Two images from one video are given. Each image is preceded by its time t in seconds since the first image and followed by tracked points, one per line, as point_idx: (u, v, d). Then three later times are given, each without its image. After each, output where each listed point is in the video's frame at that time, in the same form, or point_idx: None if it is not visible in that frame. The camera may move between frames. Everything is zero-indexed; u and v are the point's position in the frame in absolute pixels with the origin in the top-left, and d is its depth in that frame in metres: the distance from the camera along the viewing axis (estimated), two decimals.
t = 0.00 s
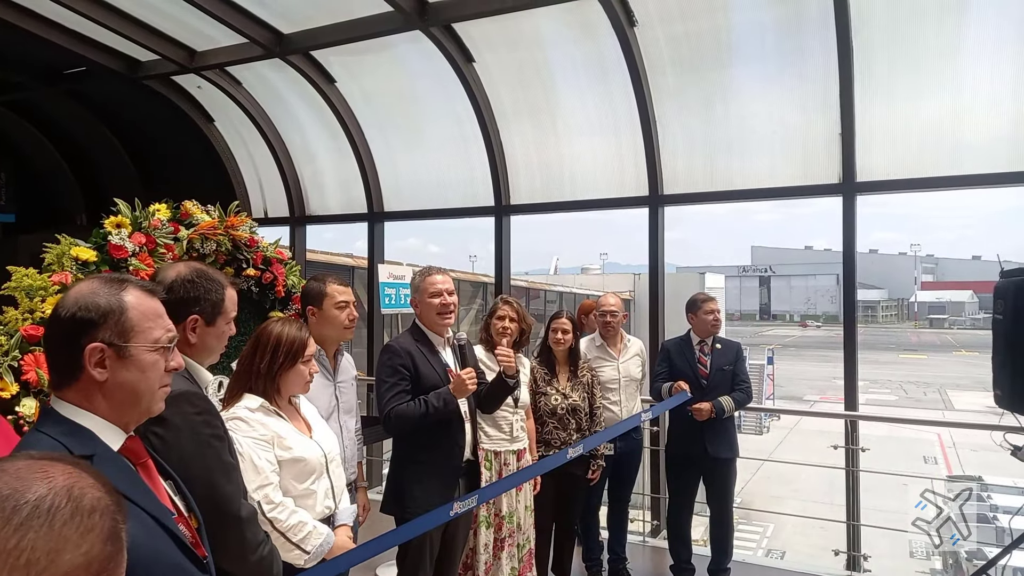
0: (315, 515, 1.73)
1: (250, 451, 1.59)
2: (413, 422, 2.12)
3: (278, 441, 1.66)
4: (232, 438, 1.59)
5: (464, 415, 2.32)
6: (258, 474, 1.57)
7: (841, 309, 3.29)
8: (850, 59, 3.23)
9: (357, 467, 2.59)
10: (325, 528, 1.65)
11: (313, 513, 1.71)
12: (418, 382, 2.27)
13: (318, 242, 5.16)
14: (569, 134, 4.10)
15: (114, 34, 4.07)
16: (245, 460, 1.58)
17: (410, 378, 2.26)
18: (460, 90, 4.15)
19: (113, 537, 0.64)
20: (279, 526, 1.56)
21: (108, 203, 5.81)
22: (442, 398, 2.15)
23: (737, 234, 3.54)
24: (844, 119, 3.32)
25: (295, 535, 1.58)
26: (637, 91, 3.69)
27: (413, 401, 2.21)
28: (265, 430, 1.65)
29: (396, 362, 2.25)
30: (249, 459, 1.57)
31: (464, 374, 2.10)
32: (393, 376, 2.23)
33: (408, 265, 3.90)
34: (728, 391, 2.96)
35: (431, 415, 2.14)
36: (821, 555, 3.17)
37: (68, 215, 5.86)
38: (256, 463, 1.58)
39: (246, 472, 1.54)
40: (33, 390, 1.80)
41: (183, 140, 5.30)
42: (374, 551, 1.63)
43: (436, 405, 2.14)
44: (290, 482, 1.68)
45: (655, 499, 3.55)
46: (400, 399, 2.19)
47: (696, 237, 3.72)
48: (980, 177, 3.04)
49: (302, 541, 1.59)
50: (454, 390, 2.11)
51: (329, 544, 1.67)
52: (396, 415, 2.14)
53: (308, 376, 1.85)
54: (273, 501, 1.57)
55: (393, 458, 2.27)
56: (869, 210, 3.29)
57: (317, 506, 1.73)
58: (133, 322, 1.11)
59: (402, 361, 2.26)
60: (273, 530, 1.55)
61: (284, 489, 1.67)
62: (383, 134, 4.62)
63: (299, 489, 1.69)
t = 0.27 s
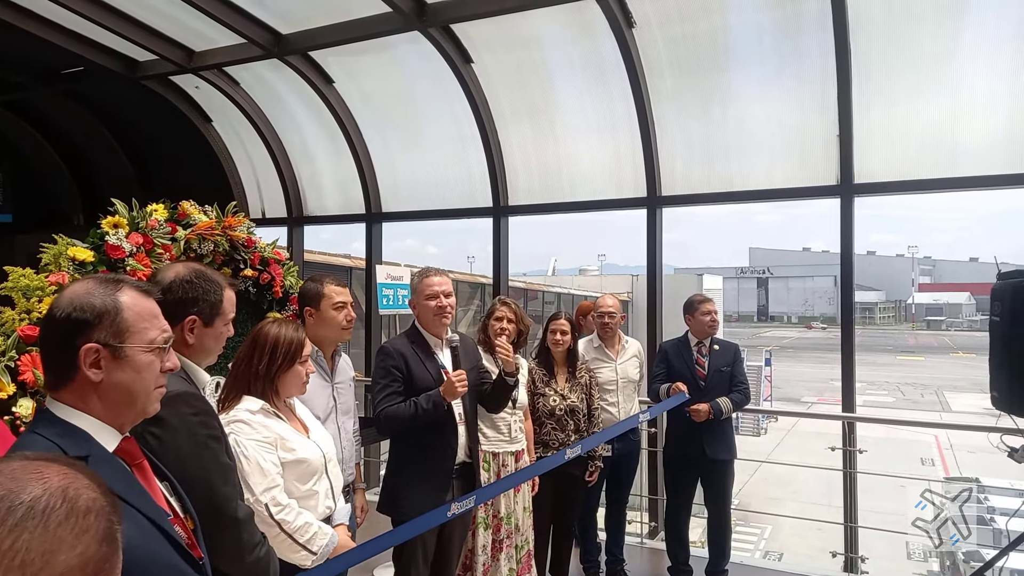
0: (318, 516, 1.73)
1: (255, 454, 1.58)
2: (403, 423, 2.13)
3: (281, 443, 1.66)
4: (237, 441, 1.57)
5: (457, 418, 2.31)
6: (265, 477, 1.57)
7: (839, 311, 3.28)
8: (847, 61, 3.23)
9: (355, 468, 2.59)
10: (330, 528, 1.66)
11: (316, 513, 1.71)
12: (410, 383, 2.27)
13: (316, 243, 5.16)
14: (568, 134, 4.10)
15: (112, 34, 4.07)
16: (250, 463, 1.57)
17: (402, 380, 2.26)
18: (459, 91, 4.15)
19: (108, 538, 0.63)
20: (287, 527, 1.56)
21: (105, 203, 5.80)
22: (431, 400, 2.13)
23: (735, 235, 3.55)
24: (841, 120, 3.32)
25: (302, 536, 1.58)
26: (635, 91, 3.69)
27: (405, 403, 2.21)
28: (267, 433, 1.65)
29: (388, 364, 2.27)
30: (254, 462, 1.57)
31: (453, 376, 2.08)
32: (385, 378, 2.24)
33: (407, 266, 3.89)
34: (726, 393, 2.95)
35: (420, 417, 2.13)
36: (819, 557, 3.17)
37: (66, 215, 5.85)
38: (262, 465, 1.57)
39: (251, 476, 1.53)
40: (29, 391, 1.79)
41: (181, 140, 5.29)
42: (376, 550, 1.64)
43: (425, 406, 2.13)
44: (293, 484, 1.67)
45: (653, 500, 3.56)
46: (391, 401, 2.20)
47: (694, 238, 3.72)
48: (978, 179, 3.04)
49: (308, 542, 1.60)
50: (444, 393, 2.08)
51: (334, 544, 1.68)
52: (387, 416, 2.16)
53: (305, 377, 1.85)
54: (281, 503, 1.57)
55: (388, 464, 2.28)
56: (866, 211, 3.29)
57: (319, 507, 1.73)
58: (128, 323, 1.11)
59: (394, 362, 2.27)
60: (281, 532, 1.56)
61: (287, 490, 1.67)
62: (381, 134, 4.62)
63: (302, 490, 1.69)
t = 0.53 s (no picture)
0: (318, 519, 1.74)
1: (255, 459, 1.57)
2: (395, 426, 2.13)
3: (281, 447, 1.66)
4: (237, 446, 1.56)
5: (450, 422, 2.30)
6: (266, 482, 1.56)
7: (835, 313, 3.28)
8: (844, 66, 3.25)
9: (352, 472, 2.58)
10: (331, 532, 1.67)
11: (316, 517, 1.72)
12: (404, 387, 2.27)
13: (313, 246, 5.15)
14: (565, 138, 4.10)
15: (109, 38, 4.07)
16: (250, 468, 1.56)
17: (396, 383, 2.26)
18: (457, 95, 4.16)
19: (105, 543, 0.63)
20: (289, 532, 1.56)
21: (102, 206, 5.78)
22: (423, 404, 2.13)
23: (732, 239, 3.56)
24: (838, 124, 3.33)
25: (304, 540, 1.59)
26: (632, 95, 3.70)
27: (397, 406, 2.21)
28: (267, 437, 1.64)
29: (382, 367, 2.27)
30: (255, 467, 1.56)
31: (445, 383, 2.09)
32: (379, 381, 2.24)
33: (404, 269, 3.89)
34: (723, 395, 2.96)
35: (411, 421, 2.14)
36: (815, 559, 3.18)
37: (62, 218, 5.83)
38: (262, 469, 1.57)
39: (252, 482, 1.53)
40: (25, 395, 1.78)
41: (178, 143, 5.28)
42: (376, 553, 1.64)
43: (416, 411, 2.14)
44: (293, 488, 1.68)
45: (650, 504, 3.56)
46: (384, 404, 2.20)
47: (691, 242, 3.72)
48: (974, 182, 3.05)
49: (310, 546, 1.60)
50: (436, 398, 2.09)
51: (335, 547, 1.68)
52: (378, 419, 2.16)
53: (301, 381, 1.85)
54: (282, 508, 1.57)
55: (385, 468, 2.28)
56: (863, 215, 3.30)
57: (319, 511, 1.73)
58: (123, 327, 1.11)
59: (387, 366, 2.27)
60: (282, 537, 1.56)
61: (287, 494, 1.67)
62: (379, 138, 4.62)
63: (301, 494, 1.69)
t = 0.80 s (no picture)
0: (316, 520, 1.73)
1: (252, 458, 1.57)
2: (394, 426, 2.12)
3: (278, 447, 1.65)
4: (232, 446, 1.57)
5: (449, 423, 2.30)
6: (263, 481, 1.56)
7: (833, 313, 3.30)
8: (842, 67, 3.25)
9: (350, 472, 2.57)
10: (329, 532, 1.66)
11: (314, 517, 1.71)
12: (402, 387, 2.27)
13: (311, 246, 5.14)
14: (563, 139, 4.10)
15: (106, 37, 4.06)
16: (247, 467, 1.56)
17: (394, 383, 2.26)
18: (455, 95, 4.15)
19: (104, 542, 0.63)
20: (286, 531, 1.56)
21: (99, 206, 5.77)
22: (422, 403, 2.13)
23: (731, 239, 3.55)
24: (836, 124, 3.33)
25: (300, 540, 1.58)
26: (631, 95, 3.70)
27: (396, 406, 2.20)
28: (264, 437, 1.64)
29: (379, 367, 2.27)
30: (252, 466, 1.56)
31: (445, 380, 2.08)
32: (377, 381, 2.24)
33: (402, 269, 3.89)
34: (721, 396, 2.96)
35: (411, 420, 2.13)
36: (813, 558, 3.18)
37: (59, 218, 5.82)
38: (259, 469, 1.57)
39: (248, 481, 1.53)
40: (22, 395, 1.78)
41: (175, 143, 5.28)
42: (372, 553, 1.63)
43: (415, 409, 2.13)
44: (292, 487, 1.67)
45: (649, 504, 3.56)
46: (383, 404, 2.19)
47: (689, 241, 3.71)
48: (973, 182, 3.05)
49: (307, 546, 1.59)
50: (436, 396, 2.07)
51: (333, 548, 1.67)
52: (378, 419, 2.15)
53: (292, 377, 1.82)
54: (279, 507, 1.56)
55: (382, 467, 2.26)
56: (861, 214, 3.30)
57: (318, 511, 1.72)
58: (122, 327, 1.10)
59: (386, 366, 2.26)
60: (280, 536, 1.55)
61: (285, 494, 1.66)
62: (377, 138, 4.62)
63: (299, 494, 1.68)
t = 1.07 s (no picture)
0: (306, 518, 1.72)
1: (238, 454, 1.58)
2: (389, 424, 2.12)
3: (266, 443, 1.66)
4: (219, 441, 1.57)
5: (443, 420, 2.32)
6: (248, 478, 1.56)
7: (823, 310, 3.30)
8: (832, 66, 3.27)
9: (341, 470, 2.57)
10: (317, 530, 1.65)
11: (304, 515, 1.70)
12: (397, 385, 2.27)
13: (303, 243, 5.13)
14: (555, 136, 4.10)
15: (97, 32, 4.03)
16: (233, 463, 1.57)
17: (388, 382, 2.25)
18: (447, 93, 4.15)
19: (91, 538, 0.63)
20: (271, 529, 1.56)
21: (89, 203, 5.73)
22: (419, 401, 2.14)
23: (722, 237, 3.57)
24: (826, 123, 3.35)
25: (286, 538, 1.57)
26: (622, 93, 3.71)
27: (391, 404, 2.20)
28: (252, 433, 1.64)
29: (373, 365, 2.26)
30: (237, 462, 1.56)
31: (441, 377, 2.08)
32: (370, 380, 2.23)
33: (394, 267, 3.89)
34: (712, 393, 2.97)
35: (407, 418, 2.14)
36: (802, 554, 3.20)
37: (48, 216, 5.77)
38: (244, 465, 1.57)
39: (234, 476, 1.53)
40: (11, 392, 1.76)
41: (166, 139, 5.25)
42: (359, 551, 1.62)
43: (412, 408, 2.14)
44: (279, 485, 1.67)
45: (639, 500, 3.58)
46: (378, 402, 2.19)
47: (680, 240, 3.73)
48: (961, 181, 3.08)
49: (293, 544, 1.59)
50: (432, 394, 2.08)
51: (322, 547, 1.66)
52: (373, 418, 2.14)
53: (283, 372, 1.82)
54: (264, 504, 1.56)
55: (372, 466, 2.26)
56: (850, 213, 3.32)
57: (308, 509, 1.72)
58: (122, 323, 1.11)
59: (380, 364, 2.26)
60: (264, 533, 1.55)
61: (273, 491, 1.66)
62: (369, 135, 4.61)
63: (288, 492, 1.68)
